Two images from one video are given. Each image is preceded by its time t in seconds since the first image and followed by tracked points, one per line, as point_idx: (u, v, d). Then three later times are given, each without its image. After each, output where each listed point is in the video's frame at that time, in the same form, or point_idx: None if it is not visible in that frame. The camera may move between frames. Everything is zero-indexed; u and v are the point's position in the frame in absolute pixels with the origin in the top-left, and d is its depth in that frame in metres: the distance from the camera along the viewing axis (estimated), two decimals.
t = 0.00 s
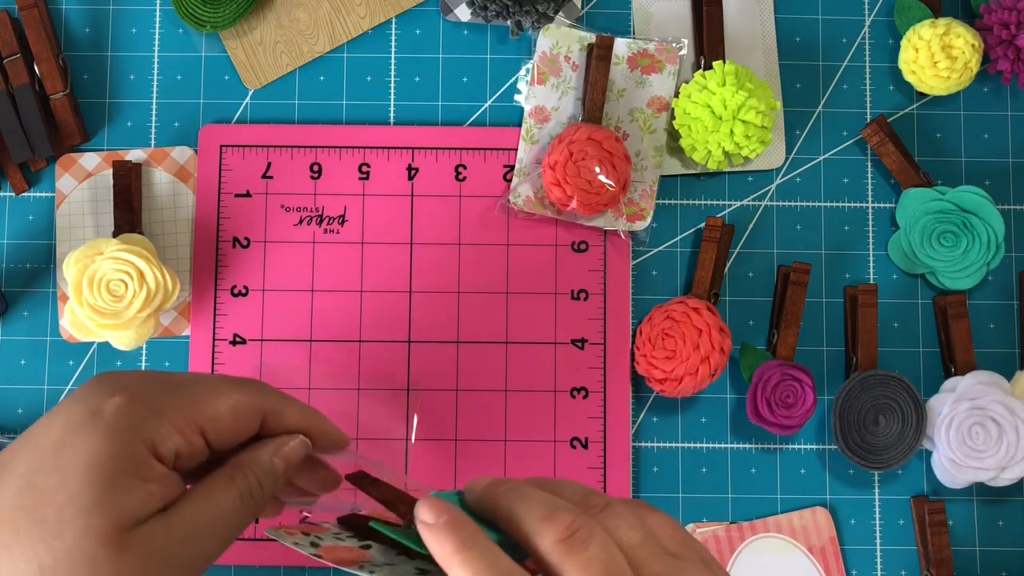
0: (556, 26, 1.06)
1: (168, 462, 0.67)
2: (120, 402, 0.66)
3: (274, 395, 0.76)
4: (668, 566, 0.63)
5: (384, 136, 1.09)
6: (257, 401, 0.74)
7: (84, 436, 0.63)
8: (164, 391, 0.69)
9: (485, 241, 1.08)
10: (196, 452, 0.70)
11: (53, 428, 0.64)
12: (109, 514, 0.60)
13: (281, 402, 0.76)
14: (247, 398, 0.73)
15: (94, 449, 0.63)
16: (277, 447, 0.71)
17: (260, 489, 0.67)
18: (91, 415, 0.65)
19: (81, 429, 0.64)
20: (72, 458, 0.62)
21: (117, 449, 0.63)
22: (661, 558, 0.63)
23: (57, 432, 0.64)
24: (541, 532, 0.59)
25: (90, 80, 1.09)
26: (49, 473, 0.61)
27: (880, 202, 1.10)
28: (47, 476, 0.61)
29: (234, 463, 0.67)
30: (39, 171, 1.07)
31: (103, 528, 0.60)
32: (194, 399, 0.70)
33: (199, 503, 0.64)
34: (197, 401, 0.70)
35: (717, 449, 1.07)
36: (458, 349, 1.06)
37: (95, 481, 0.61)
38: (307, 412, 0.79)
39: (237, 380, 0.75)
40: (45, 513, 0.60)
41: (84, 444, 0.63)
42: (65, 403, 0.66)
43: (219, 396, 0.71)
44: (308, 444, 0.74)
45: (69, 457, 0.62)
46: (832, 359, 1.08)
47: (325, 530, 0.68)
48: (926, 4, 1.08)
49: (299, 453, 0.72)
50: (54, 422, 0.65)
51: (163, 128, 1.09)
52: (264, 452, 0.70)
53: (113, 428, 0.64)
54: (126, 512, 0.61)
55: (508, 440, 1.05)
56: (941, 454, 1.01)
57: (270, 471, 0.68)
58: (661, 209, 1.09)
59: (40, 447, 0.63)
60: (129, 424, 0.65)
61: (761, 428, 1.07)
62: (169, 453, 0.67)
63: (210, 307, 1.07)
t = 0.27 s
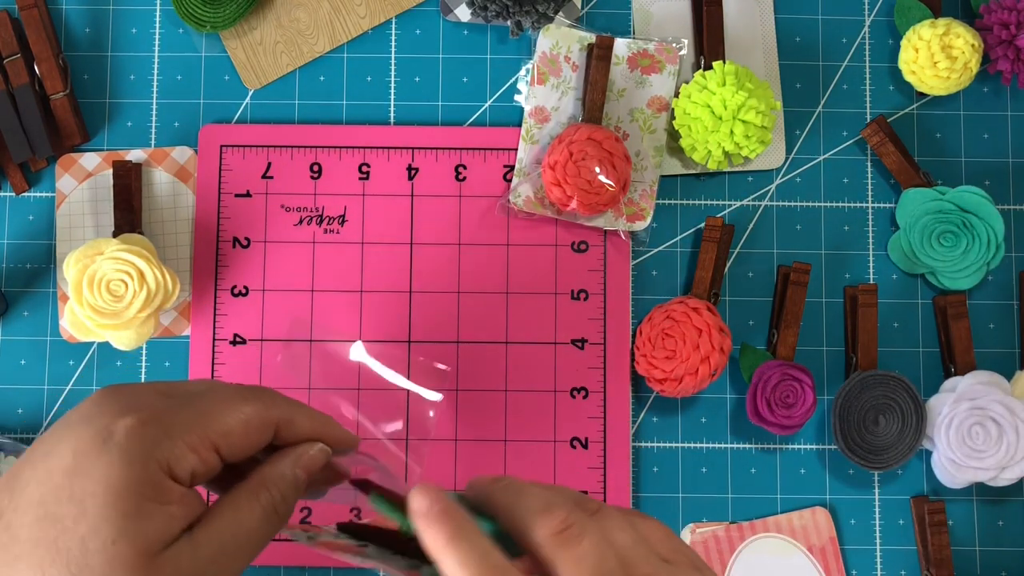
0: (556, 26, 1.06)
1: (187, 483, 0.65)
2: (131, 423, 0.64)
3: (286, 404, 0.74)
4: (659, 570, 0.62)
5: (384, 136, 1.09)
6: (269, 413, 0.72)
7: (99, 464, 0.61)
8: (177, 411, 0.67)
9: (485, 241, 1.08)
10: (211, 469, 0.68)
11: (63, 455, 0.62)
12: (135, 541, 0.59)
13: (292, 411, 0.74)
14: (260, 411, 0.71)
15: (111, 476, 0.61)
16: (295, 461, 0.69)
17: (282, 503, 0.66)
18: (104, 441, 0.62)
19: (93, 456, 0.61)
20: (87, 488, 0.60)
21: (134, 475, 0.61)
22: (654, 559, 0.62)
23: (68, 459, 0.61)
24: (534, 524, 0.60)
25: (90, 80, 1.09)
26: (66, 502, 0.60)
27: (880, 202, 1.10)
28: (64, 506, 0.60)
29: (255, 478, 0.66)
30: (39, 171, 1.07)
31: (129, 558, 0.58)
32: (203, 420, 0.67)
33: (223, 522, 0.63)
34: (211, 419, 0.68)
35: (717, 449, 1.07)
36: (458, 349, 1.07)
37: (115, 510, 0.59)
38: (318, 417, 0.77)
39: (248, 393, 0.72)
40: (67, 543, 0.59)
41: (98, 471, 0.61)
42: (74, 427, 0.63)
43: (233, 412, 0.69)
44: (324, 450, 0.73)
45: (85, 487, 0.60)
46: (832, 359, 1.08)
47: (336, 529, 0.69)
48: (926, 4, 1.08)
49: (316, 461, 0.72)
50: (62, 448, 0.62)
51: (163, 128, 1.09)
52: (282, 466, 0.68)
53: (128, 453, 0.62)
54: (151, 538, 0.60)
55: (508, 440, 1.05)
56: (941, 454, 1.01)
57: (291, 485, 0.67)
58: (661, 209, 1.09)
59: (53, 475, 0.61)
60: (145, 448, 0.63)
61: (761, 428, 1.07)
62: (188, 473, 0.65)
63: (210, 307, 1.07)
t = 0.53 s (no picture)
0: (556, 27, 1.06)
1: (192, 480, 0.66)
2: (134, 423, 0.64)
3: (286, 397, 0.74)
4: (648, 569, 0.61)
5: (384, 136, 1.09)
6: (271, 409, 0.72)
7: (104, 464, 0.62)
8: (178, 409, 0.67)
9: (485, 241, 1.08)
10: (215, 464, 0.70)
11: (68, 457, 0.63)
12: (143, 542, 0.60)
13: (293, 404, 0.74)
14: (262, 406, 0.72)
15: (116, 477, 0.62)
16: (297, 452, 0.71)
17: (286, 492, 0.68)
18: (107, 442, 0.63)
19: (97, 458, 0.62)
20: (93, 491, 0.61)
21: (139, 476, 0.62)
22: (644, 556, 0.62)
23: (73, 462, 0.62)
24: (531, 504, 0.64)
25: (90, 80, 1.09)
26: (72, 504, 0.61)
27: (880, 202, 1.10)
28: (70, 508, 0.61)
29: (258, 469, 0.68)
30: (39, 171, 1.07)
31: (139, 556, 0.60)
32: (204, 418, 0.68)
33: (229, 516, 0.65)
34: (211, 417, 0.68)
35: (717, 449, 1.07)
36: (458, 349, 1.07)
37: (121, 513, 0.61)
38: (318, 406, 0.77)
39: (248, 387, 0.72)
40: (77, 545, 0.60)
41: (103, 473, 0.62)
42: (76, 428, 0.64)
43: (234, 409, 0.69)
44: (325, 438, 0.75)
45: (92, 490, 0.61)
46: (832, 359, 1.08)
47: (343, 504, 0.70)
48: (926, 4, 1.08)
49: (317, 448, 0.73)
50: (66, 450, 0.63)
51: (163, 128, 1.09)
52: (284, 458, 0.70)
53: (132, 453, 0.63)
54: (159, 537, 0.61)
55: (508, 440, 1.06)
56: (941, 454, 1.01)
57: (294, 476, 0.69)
58: (661, 209, 1.09)
59: (58, 477, 0.63)
60: (149, 448, 0.64)
61: (761, 428, 1.07)
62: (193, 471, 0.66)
63: (210, 307, 1.07)
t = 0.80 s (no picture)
0: (556, 27, 1.06)
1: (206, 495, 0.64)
2: (145, 442, 0.63)
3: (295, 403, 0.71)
4: None
5: (384, 136, 1.09)
6: (280, 418, 0.69)
7: (116, 484, 0.61)
8: (186, 425, 0.65)
9: (485, 241, 1.08)
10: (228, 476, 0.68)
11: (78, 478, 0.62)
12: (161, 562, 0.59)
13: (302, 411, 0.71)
14: (271, 416, 0.69)
15: (129, 498, 0.60)
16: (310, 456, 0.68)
17: (302, 497, 0.66)
18: (118, 463, 0.62)
19: (108, 478, 0.61)
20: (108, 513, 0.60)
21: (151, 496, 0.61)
22: None
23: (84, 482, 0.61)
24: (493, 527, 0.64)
25: (90, 80, 1.09)
26: (88, 525, 0.60)
27: (880, 202, 1.10)
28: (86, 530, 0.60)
29: (270, 477, 0.66)
30: (39, 171, 1.07)
31: (159, 575, 0.59)
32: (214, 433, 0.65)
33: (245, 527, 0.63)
34: (220, 431, 0.66)
35: (717, 449, 1.07)
36: (458, 349, 1.07)
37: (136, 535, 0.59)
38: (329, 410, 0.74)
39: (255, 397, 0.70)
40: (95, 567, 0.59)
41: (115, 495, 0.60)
42: (85, 445, 0.63)
43: (242, 420, 0.67)
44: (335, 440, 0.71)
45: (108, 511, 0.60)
46: (832, 359, 1.08)
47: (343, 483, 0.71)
48: (926, 4, 1.08)
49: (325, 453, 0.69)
50: (76, 469, 0.62)
51: (163, 128, 1.09)
52: (297, 463, 0.67)
53: (145, 473, 0.61)
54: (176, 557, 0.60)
55: (508, 440, 1.06)
56: (942, 454, 1.01)
57: (309, 480, 0.67)
58: (661, 209, 1.09)
59: (69, 497, 0.61)
60: (161, 468, 0.62)
61: (761, 428, 1.07)
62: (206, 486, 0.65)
63: (210, 307, 1.07)
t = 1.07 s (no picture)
0: (556, 27, 1.06)
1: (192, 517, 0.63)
2: (123, 470, 0.61)
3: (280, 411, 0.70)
4: None
5: (385, 136, 1.09)
6: (263, 430, 0.68)
7: (97, 516, 0.60)
8: (164, 448, 0.63)
9: (485, 241, 1.08)
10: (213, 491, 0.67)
11: (59, 509, 0.61)
12: None
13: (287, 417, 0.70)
14: (251, 431, 0.67)
15: (111, 529, 0.60)
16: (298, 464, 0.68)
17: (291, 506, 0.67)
18: (94, 497, 0.61)
19: (88, 509, 0.60)
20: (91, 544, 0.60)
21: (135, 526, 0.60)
22: None
23: (65, 513, 0.61)
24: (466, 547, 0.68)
25: (90, 80, 1.09)
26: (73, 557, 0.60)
27: (880, 202, 1.10)
28: (72, 562, 0.60)
29: (256, 486, 0.66)
30: (39, 171, 1.07)
31: None
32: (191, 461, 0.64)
33: (232, 542, 0.64)
34: (201, 454, 0.64)
35: (717, 449, 1.07)
36: (458, 349, 1.07)
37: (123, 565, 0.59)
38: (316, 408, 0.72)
39: (236, 409, 0.68)
40: None
41: (98, 527, 0.60)
42: (64, 474, 0.62)
43: (222, 440, 0.65)
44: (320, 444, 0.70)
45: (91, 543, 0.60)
46: (832, 359, 1.08)
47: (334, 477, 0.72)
48: (926, 4, 1.08)
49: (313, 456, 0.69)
50: (57, 499, 0.61)
51: (163, 128, 1.09)
52: (285, 472, 0.67)
53: (120, 512, 0.60)
54: None
55: (508, 440, 1.06)
56: (941, 453, 1.01)
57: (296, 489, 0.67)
58: (661, 209, 1.09)
59: (53, 529, 0.61)
60: (139, 497, 0.61)
61: (761, 428, 1.07)
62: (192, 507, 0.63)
63: (210, 307, 1.07)
